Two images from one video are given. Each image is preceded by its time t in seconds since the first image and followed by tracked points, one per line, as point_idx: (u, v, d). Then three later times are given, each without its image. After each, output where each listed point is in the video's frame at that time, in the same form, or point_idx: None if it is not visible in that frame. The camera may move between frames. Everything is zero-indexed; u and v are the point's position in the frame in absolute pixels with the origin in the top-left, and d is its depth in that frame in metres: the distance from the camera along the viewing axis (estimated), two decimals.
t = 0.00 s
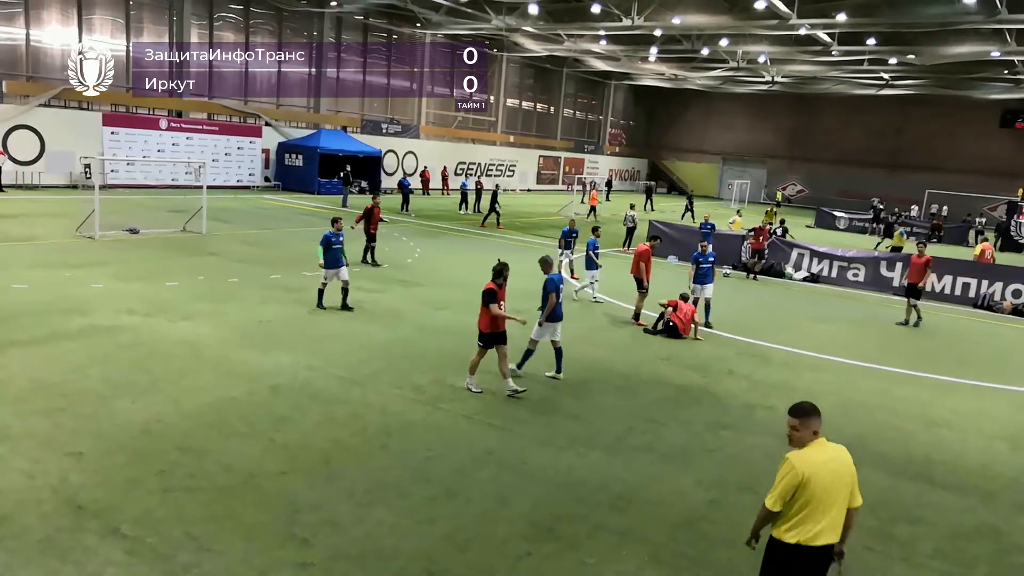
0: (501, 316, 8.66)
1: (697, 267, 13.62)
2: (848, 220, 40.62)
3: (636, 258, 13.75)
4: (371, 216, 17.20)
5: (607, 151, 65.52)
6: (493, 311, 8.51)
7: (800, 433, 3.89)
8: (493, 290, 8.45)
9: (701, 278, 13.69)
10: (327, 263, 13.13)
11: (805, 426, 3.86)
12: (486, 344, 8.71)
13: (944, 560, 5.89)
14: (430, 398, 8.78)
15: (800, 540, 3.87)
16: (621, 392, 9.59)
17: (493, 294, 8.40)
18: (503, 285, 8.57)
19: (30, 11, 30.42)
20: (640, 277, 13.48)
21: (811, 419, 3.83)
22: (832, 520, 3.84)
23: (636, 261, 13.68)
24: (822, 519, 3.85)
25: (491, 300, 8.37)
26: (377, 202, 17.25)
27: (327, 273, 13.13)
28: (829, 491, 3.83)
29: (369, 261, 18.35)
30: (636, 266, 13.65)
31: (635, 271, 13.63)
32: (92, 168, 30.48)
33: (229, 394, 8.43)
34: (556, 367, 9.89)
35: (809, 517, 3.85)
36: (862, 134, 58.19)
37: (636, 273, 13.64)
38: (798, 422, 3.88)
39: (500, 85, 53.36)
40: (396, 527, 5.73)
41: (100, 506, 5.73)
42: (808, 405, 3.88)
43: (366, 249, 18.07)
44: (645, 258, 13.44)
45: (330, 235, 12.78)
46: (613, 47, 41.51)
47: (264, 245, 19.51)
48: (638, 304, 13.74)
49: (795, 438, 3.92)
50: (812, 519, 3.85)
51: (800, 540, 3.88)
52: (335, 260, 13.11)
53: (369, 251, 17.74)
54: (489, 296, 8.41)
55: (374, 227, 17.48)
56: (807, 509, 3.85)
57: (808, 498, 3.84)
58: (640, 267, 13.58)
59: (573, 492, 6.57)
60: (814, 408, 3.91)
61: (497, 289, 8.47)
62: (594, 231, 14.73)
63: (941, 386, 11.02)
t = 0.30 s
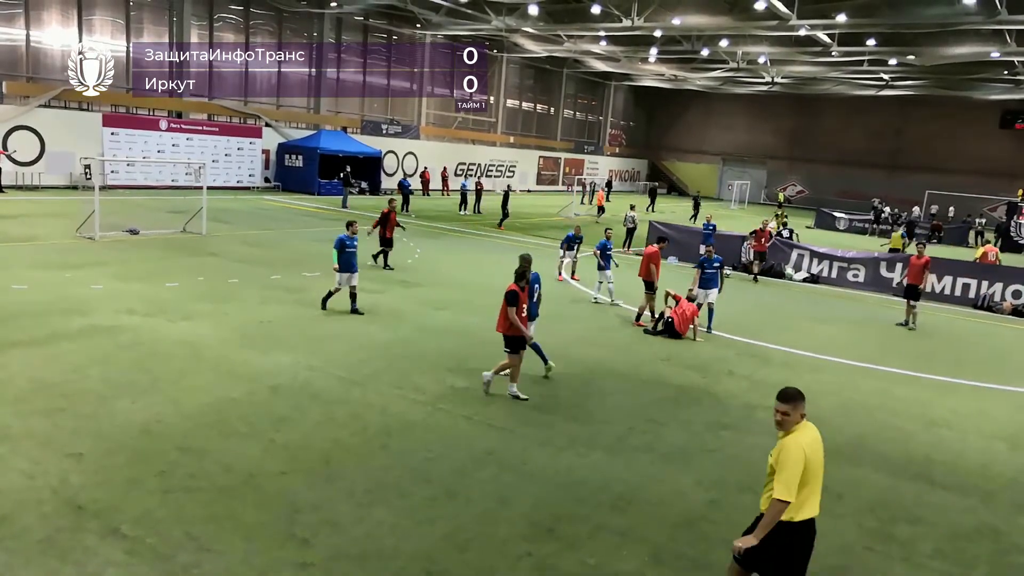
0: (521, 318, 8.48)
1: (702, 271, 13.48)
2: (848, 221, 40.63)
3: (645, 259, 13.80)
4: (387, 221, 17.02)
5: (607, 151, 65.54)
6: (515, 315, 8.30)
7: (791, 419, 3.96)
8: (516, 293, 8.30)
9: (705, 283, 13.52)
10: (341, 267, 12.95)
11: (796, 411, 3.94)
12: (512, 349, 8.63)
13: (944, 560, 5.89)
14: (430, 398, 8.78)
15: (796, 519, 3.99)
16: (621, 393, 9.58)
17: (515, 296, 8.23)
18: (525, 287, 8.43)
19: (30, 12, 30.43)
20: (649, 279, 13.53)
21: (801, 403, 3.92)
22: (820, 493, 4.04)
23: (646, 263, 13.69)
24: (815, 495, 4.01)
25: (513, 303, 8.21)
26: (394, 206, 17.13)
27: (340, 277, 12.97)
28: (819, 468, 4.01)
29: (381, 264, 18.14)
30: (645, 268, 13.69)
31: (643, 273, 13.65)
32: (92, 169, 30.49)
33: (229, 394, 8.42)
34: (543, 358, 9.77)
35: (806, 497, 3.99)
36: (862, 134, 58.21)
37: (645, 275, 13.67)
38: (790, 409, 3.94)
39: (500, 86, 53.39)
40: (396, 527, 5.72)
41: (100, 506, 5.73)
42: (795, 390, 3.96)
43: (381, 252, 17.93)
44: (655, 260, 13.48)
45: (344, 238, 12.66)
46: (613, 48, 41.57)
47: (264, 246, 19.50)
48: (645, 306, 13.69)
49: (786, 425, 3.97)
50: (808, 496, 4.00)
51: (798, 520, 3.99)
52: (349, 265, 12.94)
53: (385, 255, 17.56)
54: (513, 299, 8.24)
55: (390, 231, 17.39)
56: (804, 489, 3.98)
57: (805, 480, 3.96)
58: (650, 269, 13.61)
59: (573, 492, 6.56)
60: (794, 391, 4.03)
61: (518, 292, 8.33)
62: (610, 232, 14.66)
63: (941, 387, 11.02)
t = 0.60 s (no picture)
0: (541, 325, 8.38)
1: (706, 272, 13.53)
2: (848, 222, 40.63)
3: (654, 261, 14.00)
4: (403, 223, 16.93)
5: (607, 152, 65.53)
6: (534, 317, 8.32)
7: (760, 408, 4.14)
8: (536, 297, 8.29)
9: (710, 284, 13.47)
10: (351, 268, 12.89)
11: (764, 400, 4.12)
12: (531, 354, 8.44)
13: (943, 561, 5.89)
14: (430, 399, 8.78)
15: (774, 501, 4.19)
16: (621, 393, 9.58)
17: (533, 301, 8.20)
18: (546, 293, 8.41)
19: (30, 12, 30.46)
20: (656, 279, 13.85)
21: (768, 392, 4.09)
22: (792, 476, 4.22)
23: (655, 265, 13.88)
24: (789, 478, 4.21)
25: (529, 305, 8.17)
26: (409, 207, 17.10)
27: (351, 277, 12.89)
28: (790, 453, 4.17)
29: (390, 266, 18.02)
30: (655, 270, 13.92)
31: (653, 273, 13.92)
32: (92, 169, 30.50)
33: (229, 395, 8.42)
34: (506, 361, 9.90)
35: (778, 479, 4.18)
36: (861, 135, 58.28)
37: (655, 275, 13.92)
38: (759, 398, 4.11)
39: (500, 86, 53.38)
40: (396, 528, 5.72)
41: (100, 507, 5.73)
42: (762, 380, 4.15)
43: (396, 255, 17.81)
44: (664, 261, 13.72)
45: (356, 238, 12.65)
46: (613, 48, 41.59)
47: (263, 246, 19.50)
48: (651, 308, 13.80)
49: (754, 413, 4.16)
50: (783, 479, 4.19)
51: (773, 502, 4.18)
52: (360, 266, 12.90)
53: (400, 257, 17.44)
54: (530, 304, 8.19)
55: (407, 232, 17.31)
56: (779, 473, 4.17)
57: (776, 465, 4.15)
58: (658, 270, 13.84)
59: (573, 493, 6.56)
60: (762, 382, 4.19)
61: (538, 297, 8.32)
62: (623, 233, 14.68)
63: (941, 387, 11.03)
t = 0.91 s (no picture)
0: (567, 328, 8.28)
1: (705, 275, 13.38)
2: (847, 222, 40.65)
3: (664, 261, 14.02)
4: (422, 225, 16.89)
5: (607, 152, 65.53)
6: (561, 321, 8.15)
7: (740, 389, 4.65)
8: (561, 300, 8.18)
9: (710, 286, 13.40)
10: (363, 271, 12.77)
11: (745, 382, 4.62)
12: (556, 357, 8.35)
13: (943, 561, 5.89)
14: (430, 400, 8.77)
15: (745, 479, 4.62)
16: (621, 394, 9.58)
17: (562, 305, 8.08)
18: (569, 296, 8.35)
19: (30, 13, 30.49)
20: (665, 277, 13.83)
21: (748, 375, 4.60)
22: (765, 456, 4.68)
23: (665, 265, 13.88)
24: (761, 459, 4.66)
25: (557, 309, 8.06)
26: (430, 210, 17.04)
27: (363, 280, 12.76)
28: (765, 433, 4.65)
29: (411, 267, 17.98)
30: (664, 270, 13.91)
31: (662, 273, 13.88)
32: (92, 170, 30.50)
33: (229, 396, 8.41)
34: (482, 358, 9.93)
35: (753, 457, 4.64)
36: (860, 136, 58.31)
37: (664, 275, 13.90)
38: (740, 380, 4.62)
39: (499, 87, 53.40)
40: (396, 529, 5.72)
41: (99, 508, 5.72)
42: (745, 364, 4.63)
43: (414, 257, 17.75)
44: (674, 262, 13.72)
45: (368, 241, 12.50)
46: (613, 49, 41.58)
47: (263, 247, 19.51)
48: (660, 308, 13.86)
49: (735, 395, 4.68)
50: (754, 459, 4.64)
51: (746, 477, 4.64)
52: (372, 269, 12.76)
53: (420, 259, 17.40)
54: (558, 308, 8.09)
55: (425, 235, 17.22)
56: (751, 452, 4.62)
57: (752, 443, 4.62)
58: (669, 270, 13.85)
59: (573, 494, 6.56)
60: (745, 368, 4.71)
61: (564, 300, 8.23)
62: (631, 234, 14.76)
63: (941, 388, 11.03)
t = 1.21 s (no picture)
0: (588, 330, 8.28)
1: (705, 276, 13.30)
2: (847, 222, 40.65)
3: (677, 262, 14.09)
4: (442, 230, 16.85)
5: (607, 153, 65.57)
6: (590, 327, 8.16)
7: (721, 376, 4.87)
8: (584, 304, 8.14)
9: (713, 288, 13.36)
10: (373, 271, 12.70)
11: (725, 370, 4.84)
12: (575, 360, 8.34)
13: (942, 561, 5.89)
14: (430, 400, 8.77)
15: (725, 463, 4.84)
16: (621, 394, 9.57)
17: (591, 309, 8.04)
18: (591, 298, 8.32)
19: (30, 14, 30.49)
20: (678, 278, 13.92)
21: (729, 363, 4.82)
22: (745, 442, 4.88)
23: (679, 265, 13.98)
24: (741, 444, 4.88)
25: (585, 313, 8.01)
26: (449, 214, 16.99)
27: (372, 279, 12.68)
28: (745, 420, 4.86)
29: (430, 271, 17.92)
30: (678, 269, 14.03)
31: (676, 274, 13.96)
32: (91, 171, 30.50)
33: (229, 396, 8.41)
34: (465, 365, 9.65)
35: (733, 443, 4.85)
36: (860, 136, 58.32)
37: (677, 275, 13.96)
38: (721, 367, 4.84)
39: (499, 87, 53.40)
40: (396, 529, 5.72)
41: (99, 508, 5.71)
42: (726, 353, 4.86)
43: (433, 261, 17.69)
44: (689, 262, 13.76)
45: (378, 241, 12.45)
46: (612, 49, 41.57)
47: (263, 247, 19.52)
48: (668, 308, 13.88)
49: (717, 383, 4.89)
50: (734, 444, 4.85)
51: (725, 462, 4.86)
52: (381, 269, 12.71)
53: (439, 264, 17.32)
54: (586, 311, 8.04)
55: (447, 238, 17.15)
56: (730, 438, 4.84)
57: (732, 430, 4.84)
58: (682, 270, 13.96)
59: (573, 494, 6.55)
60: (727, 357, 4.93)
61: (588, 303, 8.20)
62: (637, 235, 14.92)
63: (941, 388, 11.02)
